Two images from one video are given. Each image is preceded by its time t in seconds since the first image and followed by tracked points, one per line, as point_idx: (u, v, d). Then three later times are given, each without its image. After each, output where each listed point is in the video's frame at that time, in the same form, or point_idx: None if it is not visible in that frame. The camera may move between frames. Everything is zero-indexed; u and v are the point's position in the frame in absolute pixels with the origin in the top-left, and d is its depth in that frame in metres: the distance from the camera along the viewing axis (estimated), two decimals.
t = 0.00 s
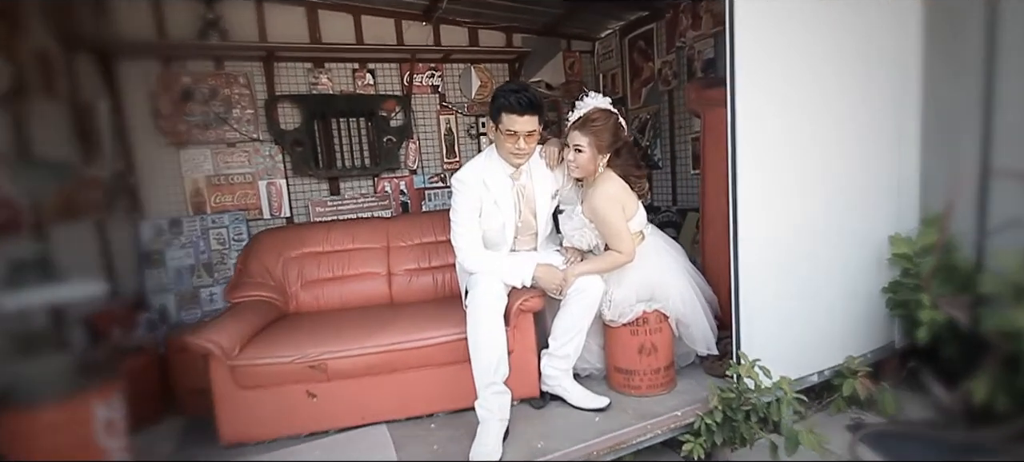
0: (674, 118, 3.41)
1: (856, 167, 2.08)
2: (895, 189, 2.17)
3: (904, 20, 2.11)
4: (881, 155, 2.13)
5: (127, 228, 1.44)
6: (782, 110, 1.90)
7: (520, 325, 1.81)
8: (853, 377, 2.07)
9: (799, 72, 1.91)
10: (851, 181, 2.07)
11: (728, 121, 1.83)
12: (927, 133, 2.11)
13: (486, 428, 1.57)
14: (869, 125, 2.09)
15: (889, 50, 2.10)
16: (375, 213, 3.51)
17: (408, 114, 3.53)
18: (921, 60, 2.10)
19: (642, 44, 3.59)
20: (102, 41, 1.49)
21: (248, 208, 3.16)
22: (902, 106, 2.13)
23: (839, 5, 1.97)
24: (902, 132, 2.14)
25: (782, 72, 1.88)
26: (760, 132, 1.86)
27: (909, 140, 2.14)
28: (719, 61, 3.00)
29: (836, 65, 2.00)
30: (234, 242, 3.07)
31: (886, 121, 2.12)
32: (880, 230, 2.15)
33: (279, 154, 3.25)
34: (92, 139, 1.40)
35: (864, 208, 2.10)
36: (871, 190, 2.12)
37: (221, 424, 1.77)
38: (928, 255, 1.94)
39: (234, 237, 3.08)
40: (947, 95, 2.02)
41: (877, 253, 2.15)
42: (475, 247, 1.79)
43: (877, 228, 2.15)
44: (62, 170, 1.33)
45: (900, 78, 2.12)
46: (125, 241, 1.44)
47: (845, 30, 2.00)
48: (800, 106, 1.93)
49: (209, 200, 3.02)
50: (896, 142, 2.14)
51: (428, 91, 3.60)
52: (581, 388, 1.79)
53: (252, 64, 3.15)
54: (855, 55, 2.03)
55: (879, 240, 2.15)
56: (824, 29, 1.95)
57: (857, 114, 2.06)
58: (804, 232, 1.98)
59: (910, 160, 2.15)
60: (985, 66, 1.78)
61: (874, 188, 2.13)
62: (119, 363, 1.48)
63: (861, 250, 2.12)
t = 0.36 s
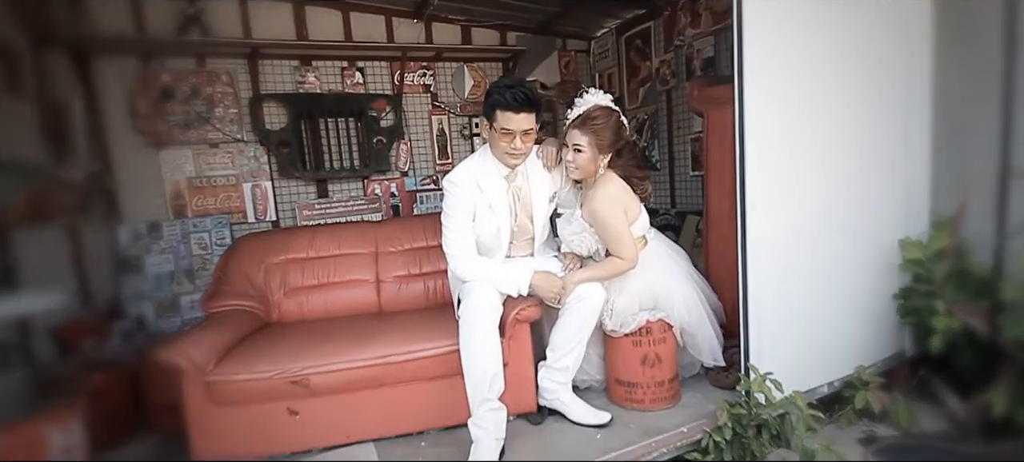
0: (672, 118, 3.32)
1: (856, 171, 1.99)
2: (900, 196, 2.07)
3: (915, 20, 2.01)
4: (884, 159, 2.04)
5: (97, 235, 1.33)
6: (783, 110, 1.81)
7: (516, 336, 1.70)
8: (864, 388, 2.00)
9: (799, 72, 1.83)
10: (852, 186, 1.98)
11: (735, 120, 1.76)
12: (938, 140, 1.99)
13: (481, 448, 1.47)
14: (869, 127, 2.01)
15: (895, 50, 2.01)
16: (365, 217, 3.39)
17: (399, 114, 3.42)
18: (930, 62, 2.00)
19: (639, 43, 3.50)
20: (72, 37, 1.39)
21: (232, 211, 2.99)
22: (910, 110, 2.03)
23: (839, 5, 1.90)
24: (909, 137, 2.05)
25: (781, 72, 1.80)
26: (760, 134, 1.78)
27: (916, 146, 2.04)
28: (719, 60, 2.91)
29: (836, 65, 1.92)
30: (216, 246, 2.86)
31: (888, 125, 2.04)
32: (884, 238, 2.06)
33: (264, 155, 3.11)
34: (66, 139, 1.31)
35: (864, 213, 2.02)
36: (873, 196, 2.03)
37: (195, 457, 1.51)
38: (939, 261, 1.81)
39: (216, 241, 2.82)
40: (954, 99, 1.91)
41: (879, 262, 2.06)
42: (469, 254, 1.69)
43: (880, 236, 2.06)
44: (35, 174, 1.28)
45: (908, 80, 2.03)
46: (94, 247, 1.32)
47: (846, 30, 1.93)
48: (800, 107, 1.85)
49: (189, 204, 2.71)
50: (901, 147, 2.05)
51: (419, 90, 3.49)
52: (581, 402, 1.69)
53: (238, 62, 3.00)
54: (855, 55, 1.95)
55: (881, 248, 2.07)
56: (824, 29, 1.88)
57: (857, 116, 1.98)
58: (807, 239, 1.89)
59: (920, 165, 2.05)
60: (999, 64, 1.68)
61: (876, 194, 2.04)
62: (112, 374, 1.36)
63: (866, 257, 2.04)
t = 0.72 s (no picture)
0: (673, 120, 3.25)
1: (856, 173, 1.91)
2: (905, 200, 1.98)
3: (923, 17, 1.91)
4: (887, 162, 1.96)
5: (76, 240, 1.27)
6: (782, 110, 1.75)
7: (514, 347, 1.61)
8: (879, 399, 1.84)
9: (799, 72, 1.76)
10: (852, 189, 1.90)
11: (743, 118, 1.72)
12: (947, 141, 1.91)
13: None
14: (870, 130, 1.92)
15: (897, 49, 1.92)
16: (357, 221, 3.30)
17: (393, 115, 3.34)
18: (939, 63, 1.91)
19: (638, 43, 3.43)
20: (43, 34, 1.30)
21: (220, 215, 2.85)
22: (915, 111, 1.94)
23: (840, 4, 1.82)
24: (914, 140, 1.96)
25: (781, 72, 1.74)
26: (760, 136, 1.71)
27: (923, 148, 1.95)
28: (721, 61, 2.84)
29: (836, 65, 1.83)
30: (202, 253, 2.73)
31: (893, 126, 1.94)
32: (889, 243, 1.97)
33: (253, 158, 2.98)
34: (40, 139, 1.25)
35: (866, 218, 1.94)
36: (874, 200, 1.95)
37: None
38: (950, 267, 1.72)
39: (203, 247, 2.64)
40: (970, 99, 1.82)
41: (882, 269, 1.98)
42: (465, 260, 1.60)
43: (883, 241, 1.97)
44: (5, 174, 1.20)
45: (913, 81, 1.93)
46: (75, 251, 1.26)
47: (846, 29, 1.84)
48: (800, 108, 1.77)
49: (175, 207, 2.40)
50: (906, 149, 1.96)
51: (414, 91, 3.41)
52: (583, 417, 1.61)
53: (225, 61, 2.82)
54: (855, 55, 1.86)
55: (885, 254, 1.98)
56: (824, 29, 1.80)
57: (858, 117, 1.89)
58: (809, 245, 1.83)
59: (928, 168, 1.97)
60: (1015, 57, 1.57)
61: (879, 197, 1.96)
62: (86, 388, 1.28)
63: (872, 263, 1.96)
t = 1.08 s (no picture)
0: (675, 122, 3.18)
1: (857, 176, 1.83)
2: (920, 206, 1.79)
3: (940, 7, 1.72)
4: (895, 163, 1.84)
5: (61, 247, 1.18)
6: (781, 110, 1.69)
7: (514, 359, 1.53)
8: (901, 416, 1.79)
9: (799, 72, 1.70)
10: (854, 188, 1.83)
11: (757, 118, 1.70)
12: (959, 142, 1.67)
13: None
14: (875, 127, 1.82)
15: (905, 42, 1.78)
16: (352, 225, 3.21)
17: (389, 117, 3.26)
18: (951, 56, 1.67)
19: (639, 44, 3.36)
20: (26, 30, 1.20)
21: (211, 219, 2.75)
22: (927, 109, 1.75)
23: (840, 4, 1.76)
24: (925, 141, 1.77)
25: (780, 72, 1.68)
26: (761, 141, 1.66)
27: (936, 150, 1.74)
28: (725, 61, 2.77)
29: (839, 65, 1.78)
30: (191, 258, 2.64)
31: (902, 124, 1.81)
32: (899, 251, 1.83)
33: (245, 161, 2.89)
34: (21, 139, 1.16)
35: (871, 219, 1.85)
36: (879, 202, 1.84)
37: None
38: (970, 273, 1.53)
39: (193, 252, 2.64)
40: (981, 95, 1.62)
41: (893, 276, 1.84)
42: (463, 268, 1.52)
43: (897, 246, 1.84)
44: None
45: (922, 77, 1.75)
46: (60, 260, 1.18)
47: (847, 29, 1.78)
48: (799, 108, 1.71)
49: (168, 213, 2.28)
50: (917, 151, 1.79)
51: (411, 93, 3.33)
52: (588, 433, 1.52)
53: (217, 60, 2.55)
54: (856, 55, 1.79)
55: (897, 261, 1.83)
56: (824, 29, 1.75)
57: (860, 115, 1.81)
58: (815, 248, 1.78)
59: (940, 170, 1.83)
60: None
61: (889, 198, 1.85)
62: (59, 408, 1.20)
63: (883, 269, 1.86)
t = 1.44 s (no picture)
0: (679, 123, 3.08)
1: (862, 179, 1.69)
2: (926, 210, 1.74)
3: (934, 8, 1.69)
4: (907, 165, 1.73)
5: (43, 258, 1.23)
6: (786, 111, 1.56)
7: (516, 376, 1.43)
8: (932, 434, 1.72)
9: (796, 72, 1.56)
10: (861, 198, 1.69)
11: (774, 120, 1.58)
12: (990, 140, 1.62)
13: None
14: (878, 133, 1.70)
15: (894, 44, 1.70)
16: (348, 231, 3.12)
17: (385, 120, 3.18)
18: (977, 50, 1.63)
19: (642, 44, 3.26)
20: (12, 34, 1.26)
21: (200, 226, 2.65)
22: (939, 108, 1.70)
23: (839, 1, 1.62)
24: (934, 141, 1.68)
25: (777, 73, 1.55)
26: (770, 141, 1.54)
27: (966, 149, 1.67)
28: (731, 60, 2.68)
29: (842, 66, 1.63)
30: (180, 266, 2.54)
31: (905, 127, 1.72)
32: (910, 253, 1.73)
33: (236, 165, 2.75)
34: (7, 151, 1.22)
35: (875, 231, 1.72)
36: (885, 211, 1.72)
37: None
38: (995, 283, 1.44)
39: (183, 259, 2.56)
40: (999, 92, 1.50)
41: (898, 285, 1.75)
42: (462, 277, 1.43)
43: (897, 256, 1.75)
44: None
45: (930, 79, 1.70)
46: (40, 266, 1.23)
47: (847, 28, 1.64)
48: (799, 108, 1.57)
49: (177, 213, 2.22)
50: (927, 152, 1.72)
51: (408, 94, 3.24)
52: (596, 453, 1.42)
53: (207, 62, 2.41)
54: (860, 55, 1.66)
55: (901, 270, 1.75)
56: (824, 30, 1.60)
57: (862, 119, 1.68)
58: (834, 260, 1.65)
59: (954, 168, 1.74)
60: None
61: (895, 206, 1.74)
62: (34, 424, 1.24)
63: (896, 280, 1.75)
